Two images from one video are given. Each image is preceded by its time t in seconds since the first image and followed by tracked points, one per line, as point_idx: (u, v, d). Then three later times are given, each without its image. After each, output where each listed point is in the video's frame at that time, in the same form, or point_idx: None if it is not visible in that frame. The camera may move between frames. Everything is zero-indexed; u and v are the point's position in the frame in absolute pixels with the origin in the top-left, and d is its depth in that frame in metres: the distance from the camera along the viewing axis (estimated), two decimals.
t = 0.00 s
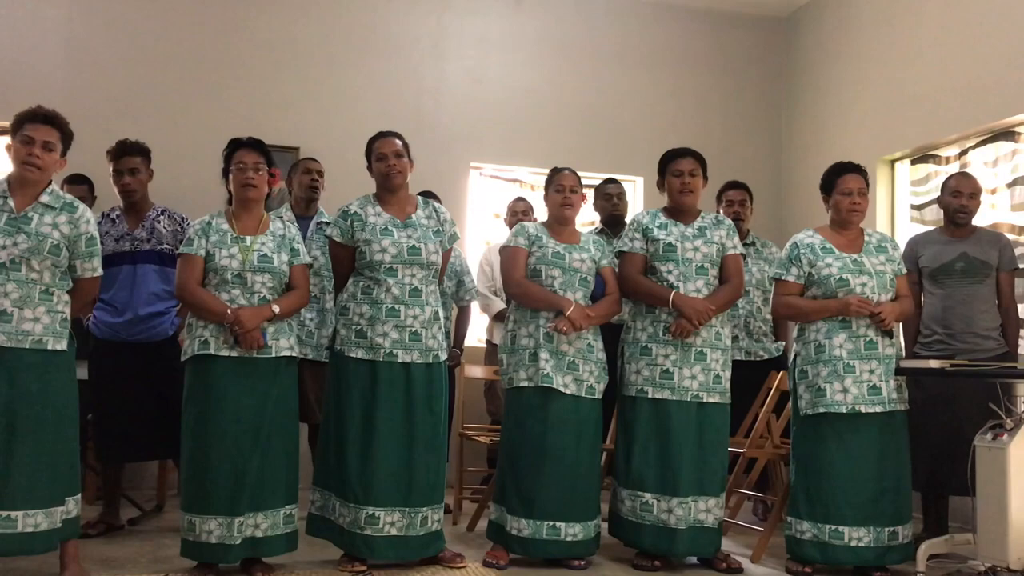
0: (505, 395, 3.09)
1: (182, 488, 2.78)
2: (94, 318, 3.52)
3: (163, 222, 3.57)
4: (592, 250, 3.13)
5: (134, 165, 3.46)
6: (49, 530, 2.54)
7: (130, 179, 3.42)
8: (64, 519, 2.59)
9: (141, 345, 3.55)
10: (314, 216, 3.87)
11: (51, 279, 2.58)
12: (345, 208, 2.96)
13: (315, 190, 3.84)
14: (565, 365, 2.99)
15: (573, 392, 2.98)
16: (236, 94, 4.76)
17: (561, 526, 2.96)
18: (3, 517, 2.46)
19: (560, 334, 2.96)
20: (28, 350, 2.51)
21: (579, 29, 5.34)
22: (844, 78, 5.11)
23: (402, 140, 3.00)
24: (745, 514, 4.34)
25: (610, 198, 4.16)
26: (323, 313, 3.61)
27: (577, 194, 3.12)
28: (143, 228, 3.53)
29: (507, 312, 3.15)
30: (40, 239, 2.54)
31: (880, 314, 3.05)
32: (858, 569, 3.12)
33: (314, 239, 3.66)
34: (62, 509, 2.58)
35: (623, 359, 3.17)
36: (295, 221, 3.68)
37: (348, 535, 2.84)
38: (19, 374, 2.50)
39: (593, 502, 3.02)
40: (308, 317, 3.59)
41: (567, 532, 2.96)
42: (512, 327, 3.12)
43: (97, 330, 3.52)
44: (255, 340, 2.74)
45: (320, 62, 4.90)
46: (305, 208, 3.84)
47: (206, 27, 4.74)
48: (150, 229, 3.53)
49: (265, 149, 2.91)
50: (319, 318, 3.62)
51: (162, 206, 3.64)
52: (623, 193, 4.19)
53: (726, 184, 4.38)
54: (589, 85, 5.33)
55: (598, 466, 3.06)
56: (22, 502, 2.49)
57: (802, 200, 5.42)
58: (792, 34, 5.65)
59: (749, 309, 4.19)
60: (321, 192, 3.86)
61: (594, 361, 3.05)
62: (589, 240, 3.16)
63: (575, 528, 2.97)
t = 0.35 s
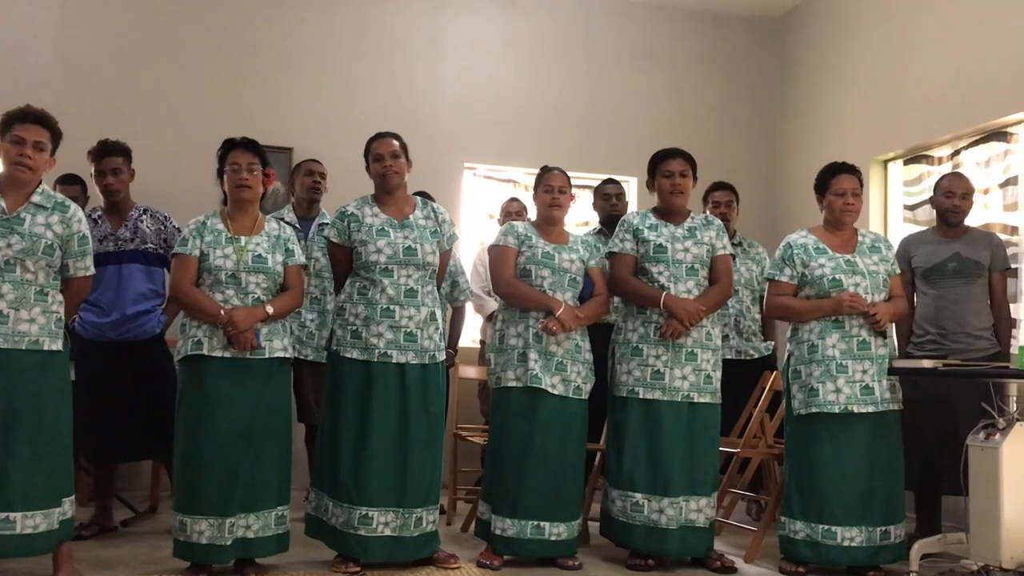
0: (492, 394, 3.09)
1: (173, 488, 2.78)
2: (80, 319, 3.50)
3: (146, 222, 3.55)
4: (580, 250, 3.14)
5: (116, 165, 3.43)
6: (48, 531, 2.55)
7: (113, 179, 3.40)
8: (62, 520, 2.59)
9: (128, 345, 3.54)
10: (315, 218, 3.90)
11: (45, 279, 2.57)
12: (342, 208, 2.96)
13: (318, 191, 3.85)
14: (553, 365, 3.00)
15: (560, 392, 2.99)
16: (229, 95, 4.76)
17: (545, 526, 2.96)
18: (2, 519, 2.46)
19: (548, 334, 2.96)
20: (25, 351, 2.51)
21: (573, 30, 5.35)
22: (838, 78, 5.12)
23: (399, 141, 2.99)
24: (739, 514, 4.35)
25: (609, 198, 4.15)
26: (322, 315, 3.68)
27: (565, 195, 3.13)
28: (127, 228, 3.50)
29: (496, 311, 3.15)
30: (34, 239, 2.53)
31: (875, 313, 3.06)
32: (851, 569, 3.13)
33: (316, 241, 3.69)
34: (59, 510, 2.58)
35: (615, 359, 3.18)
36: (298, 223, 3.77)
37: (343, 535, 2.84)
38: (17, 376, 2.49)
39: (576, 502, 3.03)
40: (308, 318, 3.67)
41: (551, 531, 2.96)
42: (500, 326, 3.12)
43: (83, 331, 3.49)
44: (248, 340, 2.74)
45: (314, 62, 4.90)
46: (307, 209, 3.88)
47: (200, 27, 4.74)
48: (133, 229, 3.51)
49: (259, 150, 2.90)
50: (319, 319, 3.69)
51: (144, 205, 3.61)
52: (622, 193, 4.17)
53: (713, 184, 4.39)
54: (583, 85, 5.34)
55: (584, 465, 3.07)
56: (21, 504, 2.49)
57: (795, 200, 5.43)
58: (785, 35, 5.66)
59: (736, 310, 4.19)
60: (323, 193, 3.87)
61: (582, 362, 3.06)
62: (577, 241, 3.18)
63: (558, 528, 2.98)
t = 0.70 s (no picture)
0: (485, 394, 3.09)
1: (171, 486, 2.77)
2: (75, 320, 3.49)
3: (135, 221, 3.52)
4: (570, 249, 3.14)
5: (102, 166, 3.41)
6: (60, 531, 2.55)
7: (99, 179, 3.38)
8: (72, 520, 2.60)
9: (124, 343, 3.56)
10: (325, 219, 4.04)
11: (52, 279, 2.57)
12: (346, 209, 2.97)
13: (326, 193, 3.98)
14: (545, 364, 2.99)
15: (552, 391, 2.98)
16: (228, 94, 4.75)
17: (539, 526, 2.95)
18: (14, 519, 2.46)
19: (538, 332, 2.97)
20: (34, 351, 2.51)
21: (573, 30, 5.34)
22: (837, 78, 5.11)
23: (403, 141, 2.98)
24: (739, 514, 4.35)
25: (612, 198, 4.14)
26: (330, 316, 3.79)
27: (554, 195, 3.12)
28: (116, 228, 3.48)
29: (489, 311, 3.15)
30: (40, 239, 2.52)
31: (875, 313, 3.06)
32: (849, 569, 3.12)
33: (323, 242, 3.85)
34: (70, 509, 2.58)
35: (612, 360, 3.18)
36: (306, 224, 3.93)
37: (343, 535, 2.84)
38: (25, 376, 2.49)
39: (570, 502, 3.02)
40: (316, 319, 3.79)
41: (545, 531, 2.96)
42: (492, 326, 3.12)
43: (78, 332, 3.49)
44: (247, 340, 2.73)
45: (313, 61, 4.89)
46: (317, 210, 4.02)
47: (199, 26, 4.73)
48: (123, 229, 3.48)
49: (260, 150, 2.89)
50: (327, 321, 3.80)
51: (133, 205, 3.58)
52: (625, 194, 4.14)
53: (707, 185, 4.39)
54: (583, 85, 5.33)
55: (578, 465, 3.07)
56: (32, 503, 2.49)
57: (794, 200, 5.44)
58: (784, 35, 5.66)
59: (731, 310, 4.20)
60: (332, 194, 4.01)
61: (574, 361, 3.06)
62: (568, 241, 3.19)
63: (553, 528, 2.97)
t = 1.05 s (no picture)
0: (479, 394, 3.09)
1: (172, 484, 2.78)
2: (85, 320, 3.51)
3: (145, 221, 3.54)
4: (564, 248, 3.15)
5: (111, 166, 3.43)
6: (77, 529, 2.58)
7: (107, 179, 3.39)
8: (88, 518, 2.62)
9: (133, 344, 3.56)
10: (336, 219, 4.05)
11: (66, 279, 2.59)
12: (354, 209, 2.98)
13: (338, 194, 3.99)
14: (541, 363, 2.99)
15: (548, 390, 2.99)
16: (232, 95, 4.77)
17: (535, 526, 2.95)
18: (33, 518, 2.48)
19: (533, 330, 2.97)
20: (51, 350, 2.52)
21: (574, 30, 5.35)
22: (840, 79, 5.11)
23: (410, 142, 2.99)
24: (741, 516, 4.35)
25: (616, 198, 4.15)
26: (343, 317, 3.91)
27: (545, 195, 3.12)
28: (126, 228, 3.50)
29: (483, 312, 3.15)
30: (54, 239, 2.54)
31: (876, 313, 3.05)
32: (851, 570, 3.12)
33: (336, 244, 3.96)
34: (86, 507, 2.60)
35: (612, 360, 3.18)
36: (318, 225, 3.97)
37: (349, 535, 2.85)
38: (41, 375, 2.50)
39: (565, 502, 3.02)
40: (329, 320, 3.89)
41: (542, 531, 2.96)
42: (487, 327, 3.12)
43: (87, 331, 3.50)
44: (252, 340, 2.74)
45: (316, 63, 4.91)
46: (328, 211, 4.03)
47: (202, 28, 4.75)
48: (132, 228, 3.50)
49: (266, 151, 2.90)
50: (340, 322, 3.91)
51: (144, 206, 3.60)
52: (631, 194, 4.15)
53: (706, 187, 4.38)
54: (585, 85, 5.34)
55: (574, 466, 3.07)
56: (50, 502, 2.51)
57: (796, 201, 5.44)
58: (787, 36, 5.66)
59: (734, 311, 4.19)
60: (344, 195, 4.02)
61: (569, 360, 3.06)
62: (561, 239, 3.19)
63: (549, 528, 2.97)
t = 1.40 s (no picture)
0: (475, 394, 3.09)
1: (172, 484, 2.78)
2: (109, 321, 3.52)
3: (171, 223, 3.55)
4: (558, 247, 3.16)
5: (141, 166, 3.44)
6: (95, 528, 2.59)
7: (136, 178, 3.41)
8: (105, 517, 2.63)
9: (156, 346, 3.55)
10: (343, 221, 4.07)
11: (79, 278, 2.59)
12: (358, 208, 2.99)
13: (344, 197, 4.00)
14: (537, 363, 3.00)
15: (544, 390, 2.99)
16: (233, 96, 4.78)
17: (532, 526, 2.95)
18: (52, 517, 2.49)
19: (529, 329, 2.97)
20: (65, 350, 2.53)
21: (575, 31, 5.36)
22: (841, 80, 5.11)
23: (416, 143, 3.00)
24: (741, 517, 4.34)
25: (617, 199, 4.15)
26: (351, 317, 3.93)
27: (536, 194, 3.12)
28: (152, 230, 3.50)
29: (478, 312, 3.15)
30: (67, 238, 2.55)
31: (870, 314, 3.05)
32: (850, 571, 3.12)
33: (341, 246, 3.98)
34: (103, 506, 2.62)
35: (612, 361, 3.18)
36: (325, 226, 4.00)
37: (354, 535, 2.86)
38: (56, 374, 2.51)
39: (563, 501, 3.02)
40: (337, 321, 3.90)
41: (539, 532, 2.96)
42: (482, 327, 3.12)
43: (112, 332, 3.51)
44: (256, 340, 2.74)
45: (317, 64, 4.91)
46: (334, 212, 4.04)
47: (203, 29, 4.76)
48: (159, 230, 3.50)
49: (268, 152, 2.90)
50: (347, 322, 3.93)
51: (170, 209, 3.62)
52: (632, 195, 4.16)
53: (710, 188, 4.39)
54: (585, 86, 5.34)
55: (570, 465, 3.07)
56: (69, 501, 2.52)
57: (797, 203, 5.43)
58: (787, 37, 5.67)
59: (738, 311, 4.23)
60: (350, 198, 4.02)
61: (565, 360, 3.06)
62: (555, 238, 3.20)
63: (546, 528, 2.97)
